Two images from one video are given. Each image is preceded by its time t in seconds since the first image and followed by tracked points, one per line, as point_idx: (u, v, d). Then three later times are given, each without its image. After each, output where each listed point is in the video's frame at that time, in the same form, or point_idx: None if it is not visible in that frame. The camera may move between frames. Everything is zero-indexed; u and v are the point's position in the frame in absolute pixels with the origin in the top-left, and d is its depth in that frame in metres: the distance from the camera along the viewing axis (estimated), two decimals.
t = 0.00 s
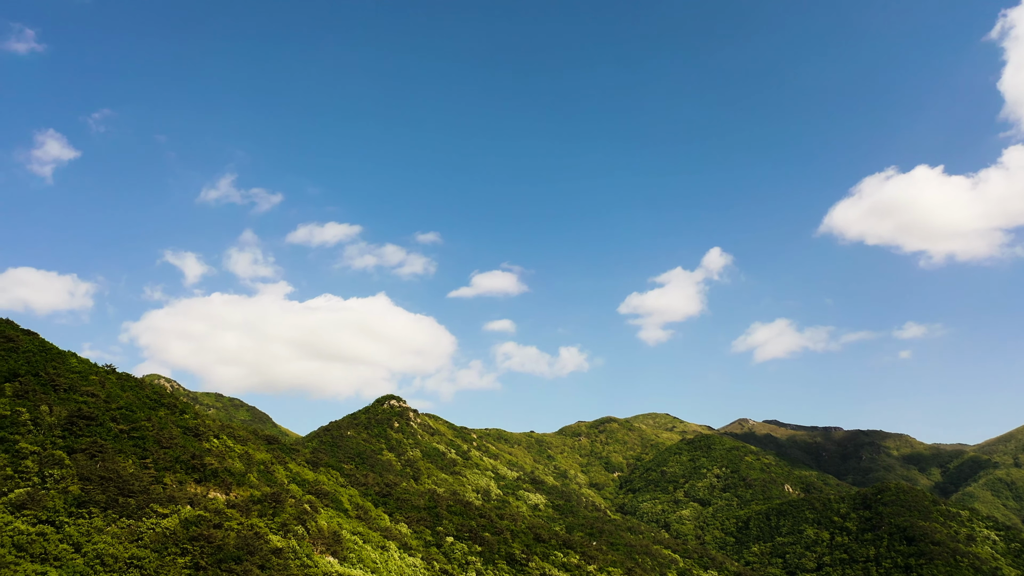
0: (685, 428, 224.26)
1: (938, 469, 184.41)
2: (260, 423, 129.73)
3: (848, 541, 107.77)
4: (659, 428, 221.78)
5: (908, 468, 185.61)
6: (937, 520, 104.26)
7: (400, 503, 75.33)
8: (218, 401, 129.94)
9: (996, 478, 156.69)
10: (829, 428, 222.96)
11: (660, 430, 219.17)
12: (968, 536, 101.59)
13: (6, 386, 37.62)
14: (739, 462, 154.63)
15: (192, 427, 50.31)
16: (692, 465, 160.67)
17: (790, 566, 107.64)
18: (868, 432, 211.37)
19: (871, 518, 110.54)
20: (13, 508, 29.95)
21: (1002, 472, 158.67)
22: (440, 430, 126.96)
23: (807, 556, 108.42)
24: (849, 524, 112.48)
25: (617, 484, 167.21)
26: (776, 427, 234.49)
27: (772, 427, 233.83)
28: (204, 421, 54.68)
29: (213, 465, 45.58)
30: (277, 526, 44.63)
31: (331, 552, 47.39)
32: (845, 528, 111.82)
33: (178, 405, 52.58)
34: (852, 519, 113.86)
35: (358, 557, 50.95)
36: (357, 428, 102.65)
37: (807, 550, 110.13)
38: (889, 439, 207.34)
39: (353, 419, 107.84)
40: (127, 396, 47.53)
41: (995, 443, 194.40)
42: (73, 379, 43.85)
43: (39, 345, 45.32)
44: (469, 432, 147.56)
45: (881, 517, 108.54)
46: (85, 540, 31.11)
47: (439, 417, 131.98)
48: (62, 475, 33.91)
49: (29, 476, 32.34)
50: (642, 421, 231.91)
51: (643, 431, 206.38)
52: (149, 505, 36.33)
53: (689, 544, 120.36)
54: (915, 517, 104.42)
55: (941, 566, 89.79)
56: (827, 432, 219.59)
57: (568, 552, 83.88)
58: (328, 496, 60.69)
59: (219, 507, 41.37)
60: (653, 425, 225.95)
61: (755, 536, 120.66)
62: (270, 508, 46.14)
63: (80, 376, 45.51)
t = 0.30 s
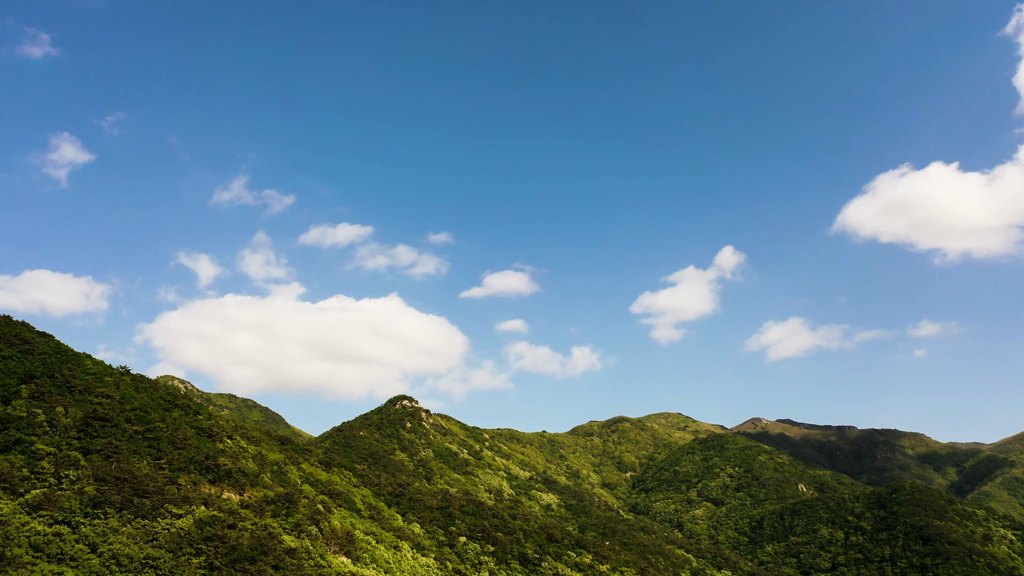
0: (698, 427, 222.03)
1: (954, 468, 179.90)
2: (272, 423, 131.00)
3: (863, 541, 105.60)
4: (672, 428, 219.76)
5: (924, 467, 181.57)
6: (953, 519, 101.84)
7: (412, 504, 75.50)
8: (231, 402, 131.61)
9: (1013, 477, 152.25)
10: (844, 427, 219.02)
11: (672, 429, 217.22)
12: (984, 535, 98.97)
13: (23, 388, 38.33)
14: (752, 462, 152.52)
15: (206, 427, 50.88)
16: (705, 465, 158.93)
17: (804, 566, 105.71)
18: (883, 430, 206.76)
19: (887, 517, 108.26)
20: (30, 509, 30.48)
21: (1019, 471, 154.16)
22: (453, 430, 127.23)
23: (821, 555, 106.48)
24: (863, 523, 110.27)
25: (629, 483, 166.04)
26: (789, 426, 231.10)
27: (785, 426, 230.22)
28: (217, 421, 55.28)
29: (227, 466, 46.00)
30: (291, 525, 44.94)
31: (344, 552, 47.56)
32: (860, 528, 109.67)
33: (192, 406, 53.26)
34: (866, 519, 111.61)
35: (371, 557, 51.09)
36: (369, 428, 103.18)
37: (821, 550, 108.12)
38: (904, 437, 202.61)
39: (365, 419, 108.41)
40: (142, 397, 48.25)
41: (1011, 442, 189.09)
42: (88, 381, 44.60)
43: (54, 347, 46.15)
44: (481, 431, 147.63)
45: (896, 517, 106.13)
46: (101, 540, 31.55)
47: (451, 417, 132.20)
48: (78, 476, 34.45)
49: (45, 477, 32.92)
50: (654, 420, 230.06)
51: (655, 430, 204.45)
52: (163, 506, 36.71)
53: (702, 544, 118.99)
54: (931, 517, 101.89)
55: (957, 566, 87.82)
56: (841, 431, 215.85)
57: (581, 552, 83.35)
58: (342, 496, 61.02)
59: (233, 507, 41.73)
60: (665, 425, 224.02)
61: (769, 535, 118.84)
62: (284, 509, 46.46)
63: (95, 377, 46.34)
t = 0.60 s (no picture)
0: (710, 426, 219.61)
1: (970, 467, 175.31)
2: (285, 424, 132.17)
3: (878, 540, 103.34)
4: (685, 427, 217.59)
5: (940, 466, 177.42)
6: (970, 519, 99.34)
7: (425, 504, 75.60)
8: (244, 403, 133.29)
9: None
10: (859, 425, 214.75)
11: (685, 428, 215.08)
12: (1002, 535, 96.35)
13: (39, 389, 38.95)
14: (766, 461, 150.30)
15: (219, 428, 51.41)
16: (718, 464, 156.97)
17: (818, 566, 103.68)
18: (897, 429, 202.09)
19: (901, 516, 105.85)
20: (47, 509, 30.98)
21: None
22: (465, 430, 127.38)
23: (836, 555, 104.40)
24: (878, 523, 107.96)
25: (642, 483, 164.71)
26: (803, 425, 227.39)
27: (799, 425, 226.37)
28: (231, 422, 55.89)
29: (240, 466, 46.42)
30: (304, 526, 45.18)
31: (358, 552, 47.74)
32: (874, 527, 107.39)
33: (206, 407, 53.90)
34: (881, 518, 109.20)
35: (384, 557, 51.24)
36: (381, 428, 103.64)
37: (835, 549, 106.02)
38: (919, 435, 197.83)
39: (377, 420, 108.95)
40: (156, 398, 48.90)
41: None
42: (103, 382, 45.28)
43: (70, 349, 46.95)
44: (493, 431, 147.65)
45: (911, 516, 103.80)
46: (117, 540, 31.95)
47: (463, 417, 132.32)
48: (93, 477, 34.96)
49: (61, 478, 33.42)
50: (667, 420, 228.31)
51: (668, 430, 202.41)
52: (177, 506, 37.10)
53: (715, 544, 117.48)
54: (947, 516, 99.37)
55: (974, 566, 85.78)
56: (856, 429, 211.72)
57: (594, 552, 82.74)
58: (354, 497, 61.32)
59: (247, 507, 42.08)
60: (678, 424, 221.91)
61: (783, 535, 116.86)
62: (297, 509, 46.76)
63: (110, 379, 47.05)
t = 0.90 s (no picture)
0: (723, 426, 216.99)
1: (986, 466, 170.75)
2: (298, 425, 133.27)
3: (893, 540, 101.24)
4: (698, 426, 215.24)
5: (955, 465, 173.07)
6: (986, 518, 97.29)
7: (437, 504, 75.69)
8: (257, 404, 134.82)
9: None
10: (874, 424, 210.45)
11: (698, 428, 212.71)
12: (1019, 535, 94.03)
13: (54, 391, 39.66)
14: (779, 460, 148.07)
15: (232, 429, 51.96)
16: (731, 463, 154.91)
17: (832, 566, 101.60)
18: (912, 428, 197.36)
19: (917, 516, 103.59)
20: (63, 510, 31.47)
21: None
22: (477, 430, 127.46)
23: (850, 555, 102.38)
24: (892, 522, 105.80)
25: (655, 482, 163.24)
26: (817, 424, 223.50)
27: (812, 425, 222.40)
28: (244, 423, 56.45)
29: (253, 467, 46.85)
30: (317, 526, 45.40)
31: (371, 552, 47.90)
32: (889, 527, 105.28)
33: (219, 408, 54.54)
34: (895, 518, 106.96)
35: (397, 557, 51.32)
36: (394, 429, 104.08)
37: (850, 549, 103.94)
38: (935, 434, 192.82)
39: (389, 420, 109.46)
40: (170, 399, 49.58)
41: None
42: (117, 384, 45.99)
43: (84, 351, 47.72)
44: (505, 431, 147.48)
45: (926, 515, 101.90)
46: (132, 541, 32.34)
47: (475, 417, 132.38)
48: (108, 477, 35.45)
49: (76, 480, 33.92)
50: (680, 419, 226.19)
51: (680, 429, 200.31)
52: (191, 507, 37.47)
53: (729, 543, 115.84)
54: (962, 516, 97.67)
55: (990, 565, 84.13)
56: (871, 428, 207.56)
57: (606, 552, 82.06)
58: (367, 497, 61.60)
59: (260, 507, 42.41)
60: (690, 424, 219.57)
61: (797, 535, 114.82)
62: (310, 509, 47.04)
63: (125, 381, 47.78)
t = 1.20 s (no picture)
0: (736, 425, 214.34)
1: (1003, 465, 166.24)
2: (310, 425, 134.50)
3: (908, 540, 99.06)
4: (710, 426, 212.97)
5: (971, 464, 168.55)
6: (1004, 518, 94.70)
7: (449, 504, 75.74)
8: (270, 404, 136.37)
9: None
10: (888, 424, 206.05)
11: (710, 427, 210.42)
12: None
13: (69, 393, 40.33)
14: (792, 459, 145.81)
15: (246, 430, 52.49)
16: (744, 463, 152.86)
17: (847, 565, 99.66)
18: (928, 427, 192.58)
19: (932, 516, 101.23)
20: (78, 510, 31.98)
21: None
22: (489, 430, 127.45)
23: (864, 554, 100.41)
24: (907, 522, 103.58)
25: (667, 482, 161.76)
26: (830, 423, 219.69)
27: (826, 424, 218.39)
28: (257, 424, 56.98)
29: (266, 468, 47.24)
30: (330, 526, 45.65)
31: (383, 552, 48.03)
32: (903, 526, 103.06)
33: (232, 409, 55.14)
34: (910, 517, 104.73)
35: (410, 557, 51.41)
36: (405, 429, 104.50)
37: (864, 549, 101.86)
38: (950, 432, 187.88)
39: (401, 421, 109.95)
40: (183, 400, 50.23)
41: None
42: (131, 385, 46.68)
43: (99, 353, 48.48)
44: (517, 431, 147.17)
45: (942, 515, 99.48)
46: (146, 541, 32.74)
47: (487, 418, 132.37)
48: (123, 478, 35.97)
49: (91, 481, 34.42)
50: (692, 418, 223.99)
51: (692, 429, 198.30)
52: (205, 507, 37.83)
53: (742, 543, 114.29)
54: (978, 515, 95.36)
55: (1007, 565, 82.15)
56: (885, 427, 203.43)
57: (619, 552, 81.36)
58: (380, 497, 61.86)
59: (273, 508, 42.70)
60: (703, 423, 217.27)
61: (810, 535, 112.87)
62: (323, 509, 47.32)
63: (139, 382, 48.46)
